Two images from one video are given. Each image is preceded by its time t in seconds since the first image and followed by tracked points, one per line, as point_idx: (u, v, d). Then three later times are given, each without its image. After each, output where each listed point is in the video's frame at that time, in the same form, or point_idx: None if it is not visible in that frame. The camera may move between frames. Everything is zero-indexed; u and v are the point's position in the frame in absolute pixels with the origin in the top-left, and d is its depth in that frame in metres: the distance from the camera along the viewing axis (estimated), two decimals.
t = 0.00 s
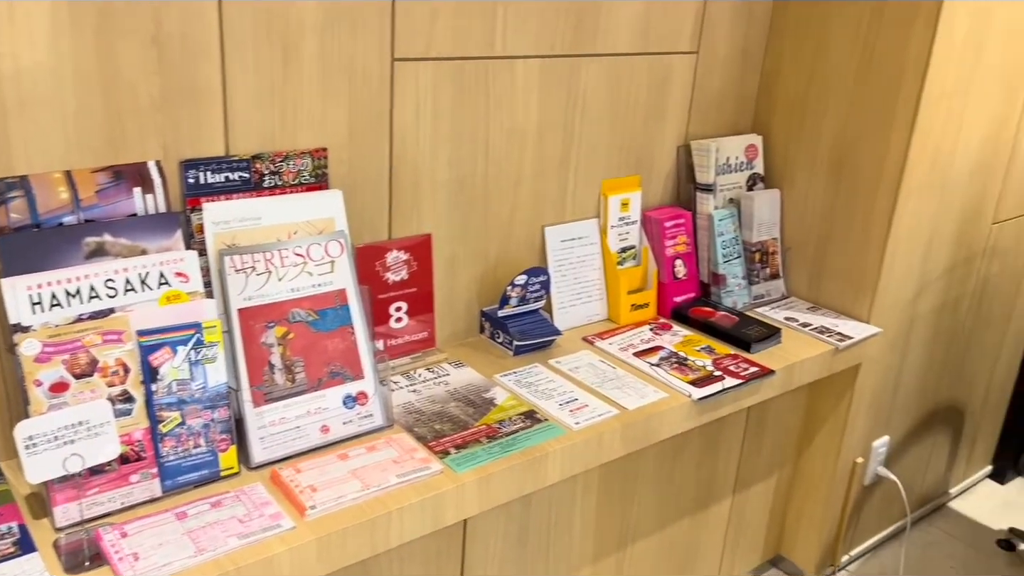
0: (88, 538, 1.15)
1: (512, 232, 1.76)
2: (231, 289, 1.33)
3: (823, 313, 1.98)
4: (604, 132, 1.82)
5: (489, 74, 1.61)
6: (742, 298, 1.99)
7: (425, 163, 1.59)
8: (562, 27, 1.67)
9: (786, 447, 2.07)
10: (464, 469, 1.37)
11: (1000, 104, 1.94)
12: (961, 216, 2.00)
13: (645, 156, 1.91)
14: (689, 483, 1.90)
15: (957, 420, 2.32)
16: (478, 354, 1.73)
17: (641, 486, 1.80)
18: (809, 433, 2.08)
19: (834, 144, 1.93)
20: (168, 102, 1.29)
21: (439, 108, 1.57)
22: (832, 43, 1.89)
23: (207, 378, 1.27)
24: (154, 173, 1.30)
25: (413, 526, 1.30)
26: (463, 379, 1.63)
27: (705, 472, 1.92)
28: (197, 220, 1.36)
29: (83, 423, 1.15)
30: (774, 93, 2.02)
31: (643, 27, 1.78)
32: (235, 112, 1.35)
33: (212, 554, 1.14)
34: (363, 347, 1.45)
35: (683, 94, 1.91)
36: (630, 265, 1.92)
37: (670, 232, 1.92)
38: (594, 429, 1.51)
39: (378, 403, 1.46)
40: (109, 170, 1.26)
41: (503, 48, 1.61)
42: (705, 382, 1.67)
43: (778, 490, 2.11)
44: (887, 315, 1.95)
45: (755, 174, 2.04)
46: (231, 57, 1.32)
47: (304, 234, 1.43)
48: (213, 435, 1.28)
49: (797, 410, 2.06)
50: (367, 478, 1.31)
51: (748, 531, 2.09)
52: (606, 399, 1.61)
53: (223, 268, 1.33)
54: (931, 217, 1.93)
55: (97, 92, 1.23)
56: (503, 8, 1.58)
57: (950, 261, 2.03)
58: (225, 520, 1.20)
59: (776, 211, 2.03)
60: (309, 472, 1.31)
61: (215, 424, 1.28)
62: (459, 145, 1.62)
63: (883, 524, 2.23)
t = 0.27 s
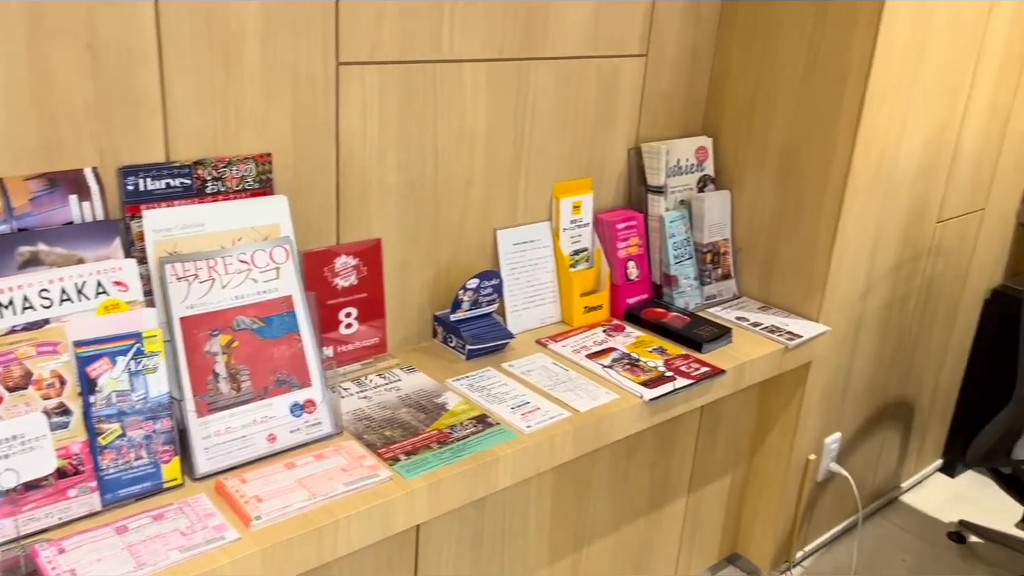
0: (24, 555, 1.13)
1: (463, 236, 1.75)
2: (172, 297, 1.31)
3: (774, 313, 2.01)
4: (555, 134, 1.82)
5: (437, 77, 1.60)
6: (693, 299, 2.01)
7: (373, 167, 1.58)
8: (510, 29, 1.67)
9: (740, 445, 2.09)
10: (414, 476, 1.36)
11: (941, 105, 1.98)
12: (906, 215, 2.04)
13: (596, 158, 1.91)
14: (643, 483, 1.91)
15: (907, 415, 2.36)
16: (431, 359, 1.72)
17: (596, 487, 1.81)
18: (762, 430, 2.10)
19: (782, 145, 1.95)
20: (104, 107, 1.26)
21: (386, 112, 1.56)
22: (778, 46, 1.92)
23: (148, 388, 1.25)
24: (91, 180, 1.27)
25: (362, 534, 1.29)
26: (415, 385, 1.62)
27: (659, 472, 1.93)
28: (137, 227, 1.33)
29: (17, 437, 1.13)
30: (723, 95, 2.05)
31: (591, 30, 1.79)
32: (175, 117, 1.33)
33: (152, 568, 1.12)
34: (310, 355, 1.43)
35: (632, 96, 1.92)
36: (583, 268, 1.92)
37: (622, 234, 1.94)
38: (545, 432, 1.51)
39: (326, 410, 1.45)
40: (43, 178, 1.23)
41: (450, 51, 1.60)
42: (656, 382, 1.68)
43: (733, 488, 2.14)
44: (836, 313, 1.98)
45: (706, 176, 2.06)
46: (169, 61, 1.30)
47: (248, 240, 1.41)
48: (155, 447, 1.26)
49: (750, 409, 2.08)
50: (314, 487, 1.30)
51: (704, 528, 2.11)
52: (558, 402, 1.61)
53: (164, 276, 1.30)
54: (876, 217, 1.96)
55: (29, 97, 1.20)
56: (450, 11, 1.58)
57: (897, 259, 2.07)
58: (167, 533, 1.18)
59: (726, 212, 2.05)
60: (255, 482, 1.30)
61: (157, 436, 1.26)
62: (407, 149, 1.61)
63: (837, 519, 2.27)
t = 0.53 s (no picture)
0: None
1: (414, 240, 1.74)
2: (112, 307, 1.28)
3: (725, 313, 2.03)
4: (505, 138, 1.82)
5: (383, 81, 1.59)
6: (646, 300, 2.03)
7: (320, 172, 1.56)
8: (457, 33, 1.67)
9: (695, 444, 2.11)
10: (362, 484, 1.35)
11: (885, 107, 2.02)
12: (853, 215, 2.07)
13: (547, 162, 1.92)
14: (599, 485, 1.91)
15: (859, 411, 2.40)
16: (382, 365, 1.71)
17: (551, 490, 1.81)
18: (716, 429, 2.12)
19: (731, 147, 1.97)
20: (37, 114, 1.24)
21: (332, 117, 1.55)
22: (725, 49, 1.94)
23: (86, 401, 1.23)
24: (24, 188, 1.24)
25: (309, 544, 1.27)
26: (366, 392, 1.60)
27: (615, 473, 1.94)
28: (74, 236, 1.30)
29: None
30: (673, 98, 2.06)
31: (539, 34, 1.79)
32: (112, 123, 1.31)
33: None
34: (256, 363, 1.41)
35: (582, 99, 1.93)
36: (536, 271, 1.92)
37: (574, 237, 1.94)
38: (496, 436, 1.51)
39: (274, 419, 1.43)
40: None
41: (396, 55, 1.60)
42: (608, 384, 1.69)
43: (689, 487, 2.15)
44: (786, 313, 2.01)
45: (657, 178, 2.08)
46: (105, 66, 1.28)
47: (190, 248, 1.39)
48: (95, 460, 1.23)
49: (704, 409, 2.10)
50: (260, 497, 1.28)
51: (661, 528, 2.13)
52: (511, 406, 1.61)
53: (102, 285, 1.28)
54: (824, 217, 1.99)
55: None
56: (395, 15, 1.57)
57: (845, 258, 2.10)
58: (107, 548, 1.16)
59: (677, 214, 2.07)
60: (199, 493, 1.28)
61: (96, 449, 1.24)
62: (354, 154, 1.60)
63: (792, 515, 2.30)
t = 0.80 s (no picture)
0: None
1: (364, 245, 1.73)
2: (48, 316, 1.25)
3: (678, 313, 2.05)
4: (455, 141, 1.82)
5: (330, 85, 1.58)
6: (600, 301, 2.04)
7: (266, 177, 1.55)
8: (405, 36, 1.66)
9: (650, 444, 2.12)
10: (310, 491, 1.33)
11: (831, 108, 2.05)
12: (802, 214, 2.10)
13: (499, 165, 1.92)
14: (555, 486, 1.92)
15: (811, 407, 2.44)
16: (333, 371, 1.70)
17: (506, 492, 1.81)
18: (671, 428, 2.14)
19: (681, 149, 1.99)
20: None
21: (278, 121, 1.53)
22: (674, 52, 1.96)
23: (22, 413, 1.21)
24: None
25: (255, 554, 1.26)
26: (315, 398, 1.59)
27: (570, 475, 1.94)
28: (8, 244, 1.27)
29: None
30: (624, 100, 2.08)
31: (488, 36, 1.79)
32: (47, 129, 1.28)
33: None
34: (201, 371, 1.39)
35: (533, 102, 1.93)
36: (490, 274, 1.92)
37: (527, 239, 1.94)
38: (448, 440, 1.50)
39: (220, 428, 1.41)
40: None
41: (343, 59, 1.58)
42: (561, 386, 1.69)
43: (645, 487, 2.17)
44: (738, 312, 2.03)
45: (609, 180, 2.09)
46: (38, 71, 1.25)
47: (131, 255, 1.37)
48: (32, 473, 1.21)
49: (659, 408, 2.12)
50: (205, 507, 1.26)
51: (619, 527, 2.13)
52: (463, 409, 1.60)
53: (38, 295, 1.25)
54: (773, 217, 2.02)
55: None
56: (341, 18, 1.56)
57: (795, 257, 2.14)
58: (44, 564, 1.13)
59: (630, 215, 2.09)
60: (141, 505, 1.25)
61: (33, 462, 1.21)
62: (301, 158, 1.58)
63: (748, 512, 2.32)
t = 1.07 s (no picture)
0: None
1: (314, 250, 1.72)
2: None
3: (633, 313, 2.07)
4: (407, 144, 1.81)
5: (276, 89, 1.57)
6: (555, 303, 2.05)
7: (211, 182, 1.52)
8: (353, 40, 1.65)
9: (608, 444, 2.13)
10: (259, 500, 1.31)
11: (779, 109, 2.08)
12: (753, 214, 2.13)
13: (451, 167, 1.91)
14: (512, 488, 1.92)
15: (767, 405, 2.47)
16: (285, 378, 1.68)
17: (463, 496, 1.81)
18: (628, 428, 2.15)
19: (632, 150, 2.01)
20: None
21: (223, 125, 1.51)
22: (624, 55, 1.97)
23: None
24: None
25: (203, 565, 1.24)
26: (266, 406, 1.57)
27: (527, 477, 1.94)
28: None
29: None
30: (576, 102, 2.09)
31: (438, 39, 1.79)
32: None
33: None
34: (146, 381, 1.37)
35: (485, 105, 1.93)
36: (444, 277, 1.91)
37: (481, 242, 1.94)
38: (401, 445, 1.49)
39: (166, 438, 1.39)
40: None
41: (289, 62, 1.57)
42: (515, 388, 1.69)
43: (603, 487, 2.18)
44: (691, 311, 2.05)
45: (562, 182, 2.10)
46: None
47: (71, 263, 1.34)
48: None
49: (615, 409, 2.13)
50: (150, 519, 1.24)
51: (577, 528, 2.14)
52: (416, 414, 1.60)
53: None
54: (724, 217, 2.04)
55: None
56: (286, 20, 1.55)
57: (747, 256, 2.16)
58: None
59: (584, 217, 2.10)
60: (83, 519, 1.23)
61: None
62: (248, 163, 1.56)
63: (705, 509, 2.34)
